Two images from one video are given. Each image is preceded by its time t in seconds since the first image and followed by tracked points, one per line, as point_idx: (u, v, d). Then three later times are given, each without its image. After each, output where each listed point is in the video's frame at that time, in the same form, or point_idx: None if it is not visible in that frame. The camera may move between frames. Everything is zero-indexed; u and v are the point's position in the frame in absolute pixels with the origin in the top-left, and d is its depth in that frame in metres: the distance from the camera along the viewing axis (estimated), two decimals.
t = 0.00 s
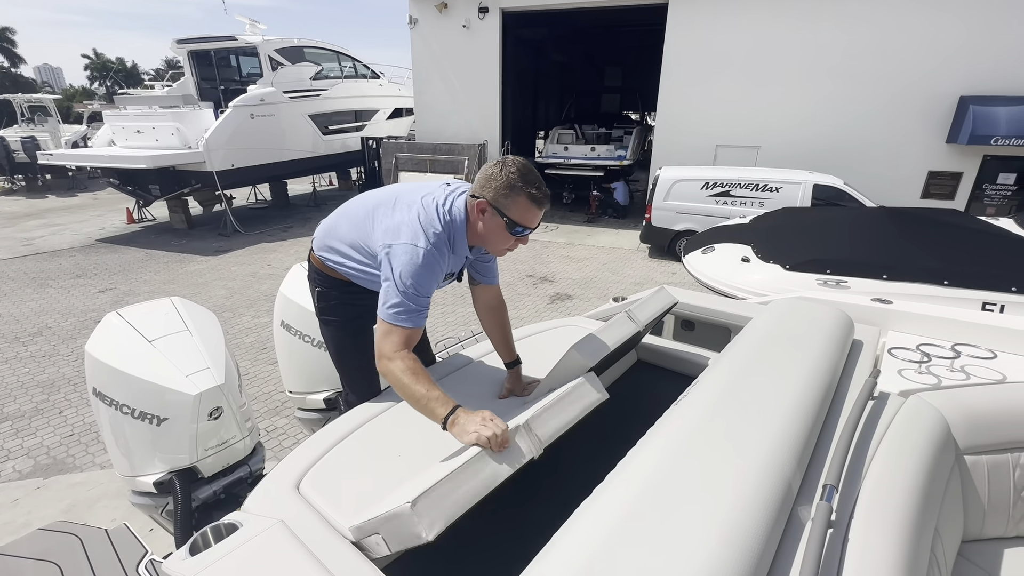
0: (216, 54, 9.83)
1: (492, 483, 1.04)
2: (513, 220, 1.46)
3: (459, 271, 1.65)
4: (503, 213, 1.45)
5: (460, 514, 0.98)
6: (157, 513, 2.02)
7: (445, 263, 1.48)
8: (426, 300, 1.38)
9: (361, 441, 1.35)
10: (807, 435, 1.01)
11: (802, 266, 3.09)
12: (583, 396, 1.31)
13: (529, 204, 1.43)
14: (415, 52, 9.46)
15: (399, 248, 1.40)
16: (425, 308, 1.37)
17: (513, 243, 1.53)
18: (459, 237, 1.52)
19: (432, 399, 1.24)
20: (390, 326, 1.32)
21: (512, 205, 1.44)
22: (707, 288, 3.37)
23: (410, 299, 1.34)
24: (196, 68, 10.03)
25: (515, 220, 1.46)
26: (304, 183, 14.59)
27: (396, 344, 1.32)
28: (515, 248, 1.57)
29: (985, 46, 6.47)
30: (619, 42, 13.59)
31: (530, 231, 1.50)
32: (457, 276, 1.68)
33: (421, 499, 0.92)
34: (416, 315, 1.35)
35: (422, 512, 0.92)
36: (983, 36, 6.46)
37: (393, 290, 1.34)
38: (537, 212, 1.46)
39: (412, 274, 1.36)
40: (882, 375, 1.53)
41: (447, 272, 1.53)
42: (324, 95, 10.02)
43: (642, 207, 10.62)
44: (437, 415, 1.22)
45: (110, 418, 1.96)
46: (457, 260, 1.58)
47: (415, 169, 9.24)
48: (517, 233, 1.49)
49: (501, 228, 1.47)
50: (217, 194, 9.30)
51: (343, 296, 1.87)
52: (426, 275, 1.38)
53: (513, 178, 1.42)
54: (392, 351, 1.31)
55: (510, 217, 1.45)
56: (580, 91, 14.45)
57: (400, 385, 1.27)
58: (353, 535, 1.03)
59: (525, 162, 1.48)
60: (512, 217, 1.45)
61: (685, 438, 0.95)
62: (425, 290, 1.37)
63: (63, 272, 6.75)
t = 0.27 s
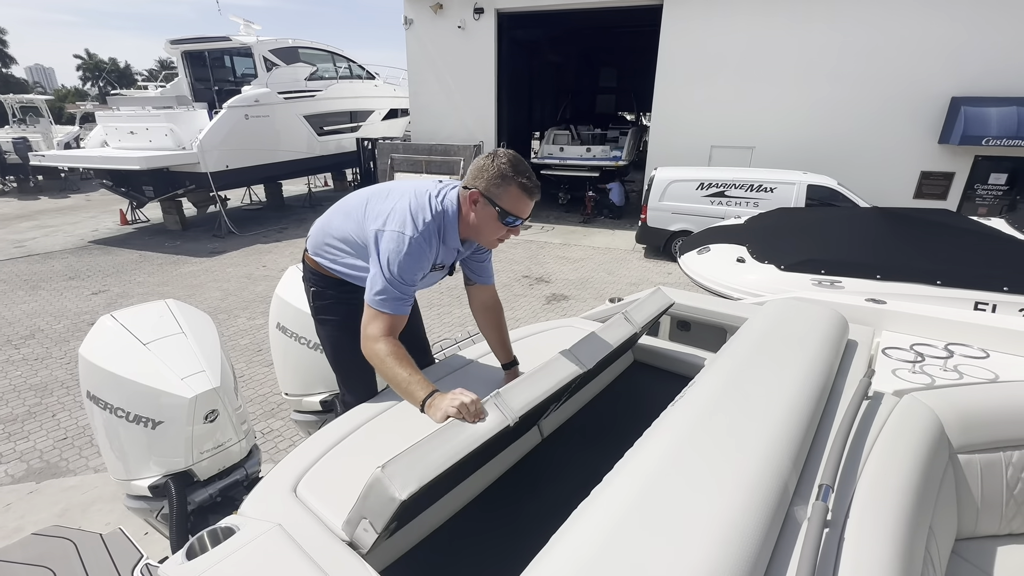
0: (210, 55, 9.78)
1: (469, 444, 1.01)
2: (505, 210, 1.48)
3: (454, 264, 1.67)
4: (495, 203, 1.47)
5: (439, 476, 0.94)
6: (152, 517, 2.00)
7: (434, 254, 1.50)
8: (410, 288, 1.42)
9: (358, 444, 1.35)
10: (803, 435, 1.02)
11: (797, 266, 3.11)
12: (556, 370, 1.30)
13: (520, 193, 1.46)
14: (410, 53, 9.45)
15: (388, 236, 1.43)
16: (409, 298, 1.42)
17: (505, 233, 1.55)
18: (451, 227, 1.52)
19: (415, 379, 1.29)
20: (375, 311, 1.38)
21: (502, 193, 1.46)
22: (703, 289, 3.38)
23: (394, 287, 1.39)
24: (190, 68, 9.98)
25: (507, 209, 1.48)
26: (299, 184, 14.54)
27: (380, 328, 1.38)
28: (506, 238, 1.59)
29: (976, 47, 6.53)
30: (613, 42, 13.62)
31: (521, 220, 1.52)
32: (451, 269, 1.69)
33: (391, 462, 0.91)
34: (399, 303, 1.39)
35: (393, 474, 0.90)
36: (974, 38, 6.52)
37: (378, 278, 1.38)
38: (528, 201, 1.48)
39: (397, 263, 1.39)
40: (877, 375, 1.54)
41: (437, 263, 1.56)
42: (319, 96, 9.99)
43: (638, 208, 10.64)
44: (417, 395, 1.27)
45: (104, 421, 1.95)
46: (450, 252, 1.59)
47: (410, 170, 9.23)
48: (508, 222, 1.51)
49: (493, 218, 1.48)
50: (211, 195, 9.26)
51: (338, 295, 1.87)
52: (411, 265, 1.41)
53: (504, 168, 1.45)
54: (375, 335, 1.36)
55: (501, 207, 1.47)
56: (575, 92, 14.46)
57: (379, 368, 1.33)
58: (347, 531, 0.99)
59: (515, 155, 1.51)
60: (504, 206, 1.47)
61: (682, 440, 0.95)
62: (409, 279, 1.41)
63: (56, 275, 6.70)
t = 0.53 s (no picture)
0: (205, 56, 9.76)
1: (477, 458, 1.01)
2: (479, 178, 1.55)
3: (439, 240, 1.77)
4: (470, 171, 1.55)
5: (447, 491, 0.95)
6: (148, 519, 1.99)
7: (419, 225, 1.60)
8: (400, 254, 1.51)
9: (356, 444, 1.35)
10: (799, 434, 1.02)
11: (792, 266, 3.13)
12: (566, 376, 1.30)
13: (493, 160, 1.53)
14: (406, 54, 9.44)
15: (374, 206, 1.54)
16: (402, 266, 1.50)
17: (481, 202, 1.63)
18: (432, 198, 1.61)
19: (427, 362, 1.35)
20: (385, 277, 1.46)
21: (477, 161, 1.54)
22: (699, 289, 3.39)
23: (390, 252, 1.48)
24: (184, 70, 9.95)
25: (481, 177, 1.55)
26: (295, 185, 14.51)
27: (392, 294, 1.44)
28: (484, 208, 1.67)
29: (969, 49, 6.58)
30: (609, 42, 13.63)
31: (497, 188, 1.59)
32: (437, 246, 1.79)
33: (401, 477, 0.91)
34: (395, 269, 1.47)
35: (402, 490, 0.91)
36: (967, 39, 6.56)
37: (373, 245, 1.48)
38: (501, 167, 1.56)
39: (386, 230, 1.49)
40: (872, 373, 1.56)
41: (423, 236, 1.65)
42: (314, 97, 9.97)
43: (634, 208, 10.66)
44: (426, 378, 1.34)
45: (100, 424, 1.94)
46: (433, 226, 1.69)
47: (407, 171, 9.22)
48: (484, 191, 1.58)
49: (468, 187, 1.57)
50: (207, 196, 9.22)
51: (332, 285, 1.89)
52: (398, 232, 1.50)
53: (477, 137, 1.53)
54: (390, 300, 1.42)
55: (476, 174, 1.54)
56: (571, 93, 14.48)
57: (391, 332, 1.40)
58: (347, 535, 0.98)
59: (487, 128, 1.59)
60: (479, 174, 1.55)
61: (679, 439, 0.95)
62: (401, 244, 1.50)
63: (50, 277, 6.66)
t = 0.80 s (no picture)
0: (201, 57, 9.75)
1: (480, 456, 1.02)
2: (466, 119, 1.59)
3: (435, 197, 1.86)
4: (456, 114, 1.59)
5: (449, 491, 0.96)
6: (146, 522, 1.99)
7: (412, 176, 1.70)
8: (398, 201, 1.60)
9: (357, 443, 1.36)
10: (796, 432, 1.03)
11: (788, 267, 3.14)
12: (566, 376, 1.30)
13: (477, 101, 1.56)
14: (403, 56, 9.45)
15: (369, 162, 1.64)
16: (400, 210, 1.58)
17: (472, 145, 1.68)
18: (425, 152, 1.73)
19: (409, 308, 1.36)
20: (378, 228, 1.52)
21: (462, 104, 1.59)
22: (696, 289, 3.40)
23: (385, 201, 1.55)
24: (181, 71, 9.94)
25: (468, 118, 1.59)
26: (292, 186, 14.49)
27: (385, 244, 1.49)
28: (477, 151, 1.71)
29: (963, 51, 6.63)
30: (606, 44, 13.66)
31: (484, 128, 1.63)
32: (434, 204, 1.88)
33: (402, 477, 0.92)
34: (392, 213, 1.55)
35: (404, 489, 0.91)
36: (960, 41, 6.62)
37: (367, 195, 1.57)
38: (486, 106, 1.59)
39: (380, 181, 1.58)
40: (867, 372, 1.57)
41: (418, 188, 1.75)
42: (311, 98, 9.96)
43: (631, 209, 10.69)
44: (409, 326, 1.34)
45: (98, 426, 1.93)
46: (427, 180, 1.80)
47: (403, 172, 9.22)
48: (473, 132, 1.62)
49: (456, 131, 1.61)
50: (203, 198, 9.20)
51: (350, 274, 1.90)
52: (394, 179, 1.60)
53: (459, 80, 1.57)
54: (382, 249, 1.47)
55: (462, 115, 1.59)
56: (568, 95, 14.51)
57: (381, 278, 1.44)
58: (348, 534, 0.99)
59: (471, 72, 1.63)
60: (465, 115, 1.59)
61: (678, 439, 0.96)
62: (395, 191, 1.59)
63: (45, 279, 6.63)
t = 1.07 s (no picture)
0: (199, 59, 9.77)
1: (483, 454, 1.04)
2: (459, 71, 1.70)
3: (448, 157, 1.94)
4: (449, 67, 1.70)
5: (452, 490, 0.97)
6: (147, 524, 1.99)
7: (413, 136, 1.81)
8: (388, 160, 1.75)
9: (361, 443, 1.38)
10: (792, 431, 1.05)
11: (785, 268, 3.17)
12: (567, 377, 1.32)
13: (468, 52, 1.68)
14: (401, 58, 9.47)
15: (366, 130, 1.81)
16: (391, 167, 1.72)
17: (465, 99, 1.77)
18: (427, 112, 1.82)
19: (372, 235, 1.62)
20: (350, 183, 1.74)
21: (455, 57, 1.70)
22: (694, 291, 3.42)
23: (366, 160, 1.73)
24: (178, 73, 9.95)
25: (460, 70, 1.70)
26: (290, 189, 14.49)
27: (350, 196, 1.75)
28: (470, 104, 1.80)
29: (956, 54, 6.70)
30: (602, 47, 13.73)
31: (476, 80, 1.73)
32: (449, 164, 1.96)
33: (406, 475, 0.93)
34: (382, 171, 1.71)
35: (409, 488, 0.93)
36: (954, 44, 6.67)
37: (353, 157, 1.76)
38: (477, 58, 1.69)
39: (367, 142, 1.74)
40: (862, 372, 1.60)
41: (424, 148, 1.84)
42: (309, 100, 9.98)
43: (628, 211, 10.73)
44: (375, 252, 1.60)
45: (99, 428, 1.94)
46: (434, 140, 1.87)
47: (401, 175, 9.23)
48: (465, 85, 1.72)
49: (449, 83, 1.72)
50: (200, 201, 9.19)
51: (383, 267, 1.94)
52: (386, 140, 1.73)
53: (454, 36, 1.70)
54: (346, 200, 1.74)
55: (454, 67, 1.69)
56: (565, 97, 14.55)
57: (348, 223, 1.72)
58: (352, 533, 1.00)
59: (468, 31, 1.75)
60: (458, 67, 1.70)
61: (678, 437, 0.98)
62: (380, 149, 1.73)
63: (42, 282, 6.61)
